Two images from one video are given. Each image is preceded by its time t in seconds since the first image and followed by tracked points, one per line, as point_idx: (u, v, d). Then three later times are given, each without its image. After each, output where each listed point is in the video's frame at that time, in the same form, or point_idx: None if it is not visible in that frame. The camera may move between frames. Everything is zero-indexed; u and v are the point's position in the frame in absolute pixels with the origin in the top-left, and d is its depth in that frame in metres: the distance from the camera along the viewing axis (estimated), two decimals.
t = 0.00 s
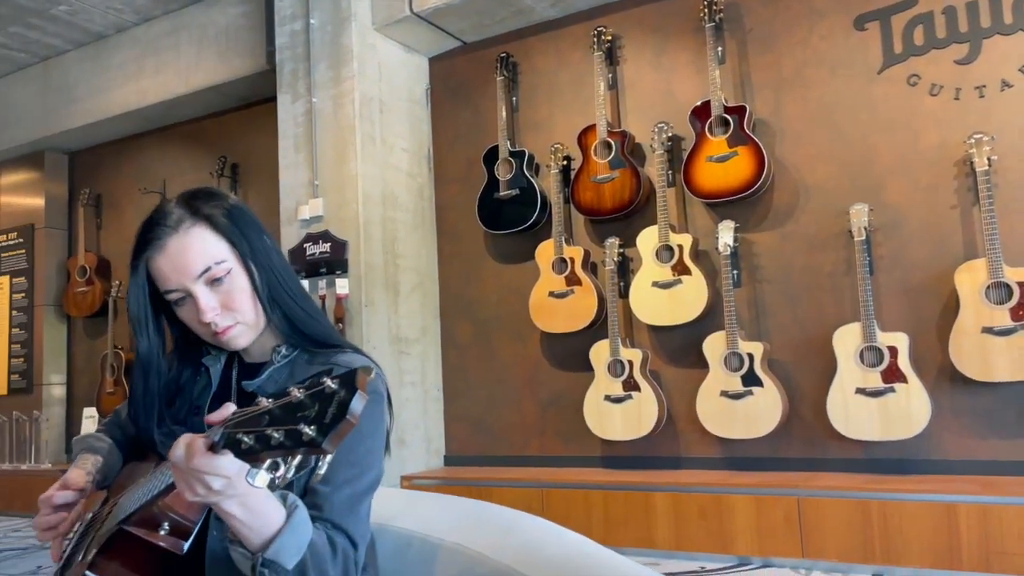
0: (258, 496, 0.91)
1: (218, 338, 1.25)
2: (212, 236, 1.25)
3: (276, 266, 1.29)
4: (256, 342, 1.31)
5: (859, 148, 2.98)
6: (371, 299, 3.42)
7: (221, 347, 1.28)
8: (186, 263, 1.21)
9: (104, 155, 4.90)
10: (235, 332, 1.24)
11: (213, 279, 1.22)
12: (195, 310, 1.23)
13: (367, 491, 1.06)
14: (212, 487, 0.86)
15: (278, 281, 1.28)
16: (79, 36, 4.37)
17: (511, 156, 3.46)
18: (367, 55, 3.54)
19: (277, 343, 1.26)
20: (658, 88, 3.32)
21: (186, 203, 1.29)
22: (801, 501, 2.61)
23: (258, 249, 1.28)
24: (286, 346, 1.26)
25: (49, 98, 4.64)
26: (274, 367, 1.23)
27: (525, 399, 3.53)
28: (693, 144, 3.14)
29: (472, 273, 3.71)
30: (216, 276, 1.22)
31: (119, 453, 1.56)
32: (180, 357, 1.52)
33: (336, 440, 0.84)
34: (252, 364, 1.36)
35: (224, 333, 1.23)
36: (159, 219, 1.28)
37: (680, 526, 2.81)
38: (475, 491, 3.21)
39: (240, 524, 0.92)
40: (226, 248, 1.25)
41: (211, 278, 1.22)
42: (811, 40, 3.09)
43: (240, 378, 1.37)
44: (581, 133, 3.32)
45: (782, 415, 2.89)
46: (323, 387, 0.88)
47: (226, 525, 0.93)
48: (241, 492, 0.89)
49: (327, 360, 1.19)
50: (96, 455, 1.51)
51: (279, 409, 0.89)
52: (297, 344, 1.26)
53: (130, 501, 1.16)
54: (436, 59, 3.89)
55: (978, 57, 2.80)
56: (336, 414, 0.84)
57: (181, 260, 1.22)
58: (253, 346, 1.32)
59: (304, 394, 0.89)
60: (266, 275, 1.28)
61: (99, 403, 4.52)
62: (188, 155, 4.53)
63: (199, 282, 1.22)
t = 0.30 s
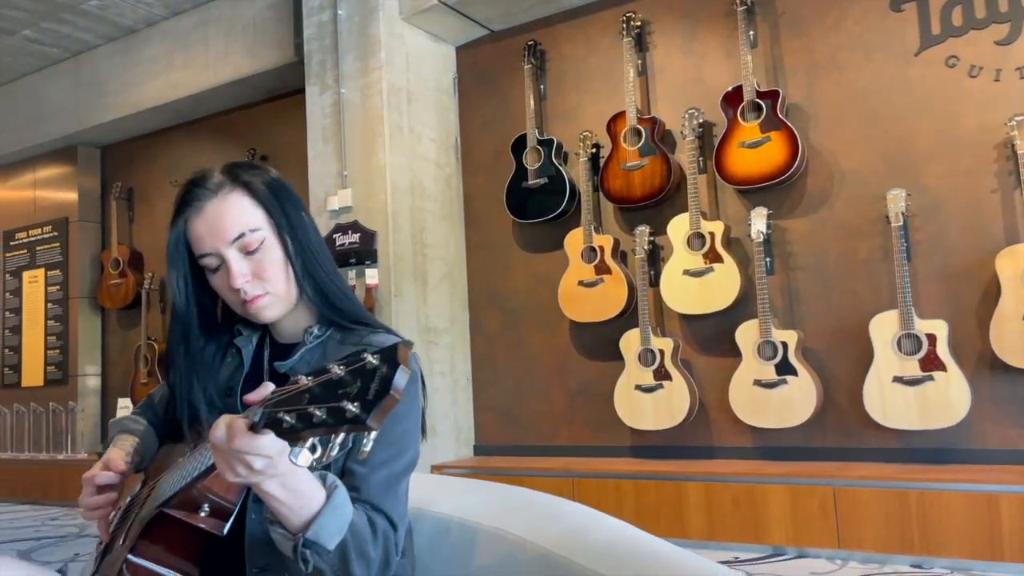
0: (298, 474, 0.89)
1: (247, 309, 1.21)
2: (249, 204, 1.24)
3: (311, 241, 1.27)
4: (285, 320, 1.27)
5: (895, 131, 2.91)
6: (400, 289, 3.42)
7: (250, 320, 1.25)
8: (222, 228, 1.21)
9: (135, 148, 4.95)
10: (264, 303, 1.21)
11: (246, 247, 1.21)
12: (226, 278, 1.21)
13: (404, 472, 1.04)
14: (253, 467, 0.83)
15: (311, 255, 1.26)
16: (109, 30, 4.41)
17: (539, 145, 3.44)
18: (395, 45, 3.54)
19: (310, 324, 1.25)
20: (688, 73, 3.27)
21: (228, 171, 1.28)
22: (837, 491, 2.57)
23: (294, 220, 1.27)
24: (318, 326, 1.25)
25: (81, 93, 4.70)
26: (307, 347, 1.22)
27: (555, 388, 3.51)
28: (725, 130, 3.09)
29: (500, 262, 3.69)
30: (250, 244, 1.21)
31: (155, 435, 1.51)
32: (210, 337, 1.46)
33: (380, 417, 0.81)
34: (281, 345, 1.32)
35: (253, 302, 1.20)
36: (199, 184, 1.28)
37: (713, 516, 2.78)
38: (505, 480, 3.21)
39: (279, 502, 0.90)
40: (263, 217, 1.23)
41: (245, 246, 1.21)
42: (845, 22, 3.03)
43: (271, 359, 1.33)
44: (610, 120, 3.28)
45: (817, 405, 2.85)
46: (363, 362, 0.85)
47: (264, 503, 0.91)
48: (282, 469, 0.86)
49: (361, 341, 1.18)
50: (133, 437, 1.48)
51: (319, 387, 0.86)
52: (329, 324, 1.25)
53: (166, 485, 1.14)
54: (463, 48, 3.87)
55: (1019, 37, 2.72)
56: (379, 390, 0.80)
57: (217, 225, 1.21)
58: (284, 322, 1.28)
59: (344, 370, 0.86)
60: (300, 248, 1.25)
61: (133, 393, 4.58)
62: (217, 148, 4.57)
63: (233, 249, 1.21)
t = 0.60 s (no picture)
0: (331, 474, 0.78)
1: (286, 233, 1.16)
2: (350, 153, 1.25)
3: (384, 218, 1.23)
4: (315, 284, 1.18)
5: (931, 117, 2.85)
6: (426, 281, 3.42)
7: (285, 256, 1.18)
8: (314, 158, 1.22)
9: (162, 143, 4.99)
10: (303, 232, 1.15)
11: (322, 176, 1.20)
12: (287, 197, 1.20)
13: (433, 460, 0.90)
14: (282, 471, 0.73)
15: (377, 228, 1.21)
16: (136, 26, 4.44)
17: (565, 135, 3.40)
18: (420, 36, 3.52)
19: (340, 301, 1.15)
20: (716, 61, 3.23)
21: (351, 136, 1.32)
22: (871, 483, 2.52)
23: (382, 191, 1.25)
24: (347, 304, 1.15)
25: (109, 89, 4.74)
26: (333, 326, 1.13)
27: (582, 381, 3.49)
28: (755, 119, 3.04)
29: (527, 254, 3.67)
30: (326, 178, 1.20)
31: (176, 420, 1.37)
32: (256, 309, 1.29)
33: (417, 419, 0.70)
34: (307, 321, 1.21)
35: (297, 225, 1.15)
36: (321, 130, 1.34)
37: (745, 509, 2.74)
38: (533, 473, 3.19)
39: (308, 504, 0.79)
40: (354, 172, 1.23)
41: (323, 179, 1.20)
42: (878, 6, 2.97)
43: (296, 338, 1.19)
44: (638, 109, 3.25)
45: (850, 396, 2.80)
46: (393, 359, 0.74)
47: (294, 503, 0.80)
48: (311, 471, 0.75)
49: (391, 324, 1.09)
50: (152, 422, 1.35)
51: (347, 386, 0.76)
52: (359, 303, 1.15)
53: (194, 477, 1.04)
54: (488, 39, 3.85)
55: None
56: (412, 390, 0.70)
57: (311, 153, 1.24)
58: (312, 280, 1.18)
59: (372, 367, 0.75)
60: (369, 215, 1.21)
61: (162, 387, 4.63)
62: (243, 143, 4.59)
63: (311, 175, 1.21)
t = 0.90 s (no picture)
0: (366, 472, 0.75)
1: (298, 225, 1.10)
2: (367, 140, 1.17)
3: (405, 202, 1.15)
4: (337, 273, 1.12)
5: (965, 105, 2.78)
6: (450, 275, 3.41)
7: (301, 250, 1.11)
8: (328, 144, 1.15)
9: (188, 139, 5.03)
10: (314, 223, 1.08)
11: (336, 164, 1.13)
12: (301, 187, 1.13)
13: (468, 448, 0.86)
14: (317, 471, 0.70)
15: (398, 220, 1.13)
16: (161, 22, 4.47)
17: (591, 127, 3.37)
18: (444, 29, 3.51)
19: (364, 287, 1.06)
20: (744, 50, 3.18)
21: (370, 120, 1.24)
22: (905, 478, 2.47)
23: (401, 178, 1.16)
24: (372, 291, 1.06)
25: (135, 86, 4.78)
26: (357, 315, 1.04)
27: (608, 375, 3.46)
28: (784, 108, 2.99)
29: (552, 247, 3.64)
30: (341, 166, 1.13)
31: (199, 418, 1.31)
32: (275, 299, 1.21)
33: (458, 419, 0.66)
34: (332, 311, 1.14)
35: (308, 218, 1.08)
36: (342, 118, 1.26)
37: (775, 504, 2.70)
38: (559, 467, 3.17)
39: (344, 502, 0.76)
40: (371, 157, 1.15)
41: (336, 168, 1.13)
42: None
43: (322, 328, 1.12)
44: (664, 100, 3.21)
45: (883, 389, 2.75)
46: (430, 355, 0.70)
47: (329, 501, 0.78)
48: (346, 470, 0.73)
49: (415, 311, 0.99)
50: (174, 421, 1.29)
51: (381, 383, 0.72)
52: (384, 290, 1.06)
53: (221, 475, 0.97)
54: (512, 31, 3.82)
55: None
56: (452, 389, 0.66)
57: (326, 140, 1.17)
58: (333, 273, 1.12)
59: (409, 364, 0.71)
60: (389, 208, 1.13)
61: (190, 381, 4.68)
62: (267, 138, 4.62)
63: (326, 164, 1.14)
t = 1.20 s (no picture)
0: (408, 462, 0.73)
1: (334, 235, 1.06)
2: (386, 129, 1.09)
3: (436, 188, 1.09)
4: (377, 269, 1.08)
5: (1002, 94, 2.72)
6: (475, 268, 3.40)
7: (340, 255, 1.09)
8: (345, 141, 1.08)
9: (212, 135, 5.05)
10: (351, 234, 1.05)
11: (358, 164, 1.06)
12: (328, 192, 1.08)
13: (510, 437, 0.84)
14: (358, 461, 0.68)
15: (431, 212, 1.07)
16: (186, 18, 4.49)
17: (616, 119, 3.34)
18: (468, 21, 3.49)
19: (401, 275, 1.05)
20: (773, 40, 3.13)
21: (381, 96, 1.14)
22: (940, 474, 2.42)
23: (426, 163, 1.09)
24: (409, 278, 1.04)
25: (161, 82, 4.81)
26: (395, 302, 1.03)
27: (634, 369, 3.43)
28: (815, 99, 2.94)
29: (577, 240, 3.61)
30: (363, 165, 1.06)
31: (238, 406, 1.30)
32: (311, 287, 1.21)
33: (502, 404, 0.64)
34: (369, 300, 1.12)
35: (342, 229, 1.05)
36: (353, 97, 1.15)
37: (806, 500, 2.66)
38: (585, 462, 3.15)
39: (386, 494, 0.74)
40: (390, 147, 1.08)
41: (359, 167, 1.07)
42: None
43: (358, 315, 1.11)
44: (692, 92, 3.17)
45: (917, 384, 2.70)
46: (472, 338, 0.68)
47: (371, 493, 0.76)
48: (389, 462, 0.71)
49: (453, 298, 0.97)
50: (214, 409, 1.28)
51: (422, 367, 0.71)
52: (422, 279, 1.03)
53: (261, 463, 0.96)
54: (536, 23, 3.79)
55: None
56: (496, 372, 0.65)
57: (343, 135, 1.09)
58: (373, 272, 1.09)
59: (450, 347, 0.70)
60: (420, 201, 1.07)
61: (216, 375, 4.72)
62: (291, 133, 4.63)
63: (347, 163, 1.08)
